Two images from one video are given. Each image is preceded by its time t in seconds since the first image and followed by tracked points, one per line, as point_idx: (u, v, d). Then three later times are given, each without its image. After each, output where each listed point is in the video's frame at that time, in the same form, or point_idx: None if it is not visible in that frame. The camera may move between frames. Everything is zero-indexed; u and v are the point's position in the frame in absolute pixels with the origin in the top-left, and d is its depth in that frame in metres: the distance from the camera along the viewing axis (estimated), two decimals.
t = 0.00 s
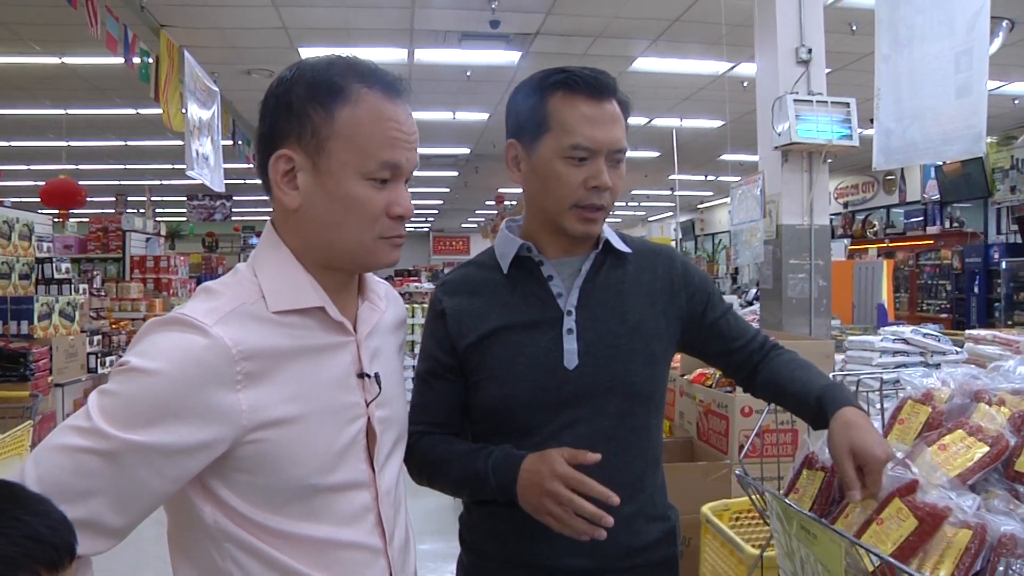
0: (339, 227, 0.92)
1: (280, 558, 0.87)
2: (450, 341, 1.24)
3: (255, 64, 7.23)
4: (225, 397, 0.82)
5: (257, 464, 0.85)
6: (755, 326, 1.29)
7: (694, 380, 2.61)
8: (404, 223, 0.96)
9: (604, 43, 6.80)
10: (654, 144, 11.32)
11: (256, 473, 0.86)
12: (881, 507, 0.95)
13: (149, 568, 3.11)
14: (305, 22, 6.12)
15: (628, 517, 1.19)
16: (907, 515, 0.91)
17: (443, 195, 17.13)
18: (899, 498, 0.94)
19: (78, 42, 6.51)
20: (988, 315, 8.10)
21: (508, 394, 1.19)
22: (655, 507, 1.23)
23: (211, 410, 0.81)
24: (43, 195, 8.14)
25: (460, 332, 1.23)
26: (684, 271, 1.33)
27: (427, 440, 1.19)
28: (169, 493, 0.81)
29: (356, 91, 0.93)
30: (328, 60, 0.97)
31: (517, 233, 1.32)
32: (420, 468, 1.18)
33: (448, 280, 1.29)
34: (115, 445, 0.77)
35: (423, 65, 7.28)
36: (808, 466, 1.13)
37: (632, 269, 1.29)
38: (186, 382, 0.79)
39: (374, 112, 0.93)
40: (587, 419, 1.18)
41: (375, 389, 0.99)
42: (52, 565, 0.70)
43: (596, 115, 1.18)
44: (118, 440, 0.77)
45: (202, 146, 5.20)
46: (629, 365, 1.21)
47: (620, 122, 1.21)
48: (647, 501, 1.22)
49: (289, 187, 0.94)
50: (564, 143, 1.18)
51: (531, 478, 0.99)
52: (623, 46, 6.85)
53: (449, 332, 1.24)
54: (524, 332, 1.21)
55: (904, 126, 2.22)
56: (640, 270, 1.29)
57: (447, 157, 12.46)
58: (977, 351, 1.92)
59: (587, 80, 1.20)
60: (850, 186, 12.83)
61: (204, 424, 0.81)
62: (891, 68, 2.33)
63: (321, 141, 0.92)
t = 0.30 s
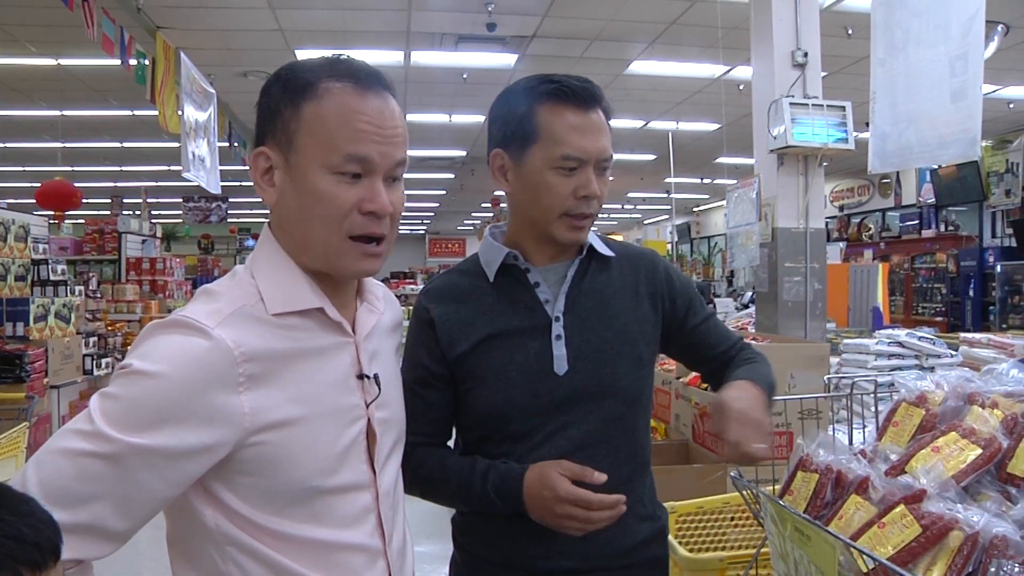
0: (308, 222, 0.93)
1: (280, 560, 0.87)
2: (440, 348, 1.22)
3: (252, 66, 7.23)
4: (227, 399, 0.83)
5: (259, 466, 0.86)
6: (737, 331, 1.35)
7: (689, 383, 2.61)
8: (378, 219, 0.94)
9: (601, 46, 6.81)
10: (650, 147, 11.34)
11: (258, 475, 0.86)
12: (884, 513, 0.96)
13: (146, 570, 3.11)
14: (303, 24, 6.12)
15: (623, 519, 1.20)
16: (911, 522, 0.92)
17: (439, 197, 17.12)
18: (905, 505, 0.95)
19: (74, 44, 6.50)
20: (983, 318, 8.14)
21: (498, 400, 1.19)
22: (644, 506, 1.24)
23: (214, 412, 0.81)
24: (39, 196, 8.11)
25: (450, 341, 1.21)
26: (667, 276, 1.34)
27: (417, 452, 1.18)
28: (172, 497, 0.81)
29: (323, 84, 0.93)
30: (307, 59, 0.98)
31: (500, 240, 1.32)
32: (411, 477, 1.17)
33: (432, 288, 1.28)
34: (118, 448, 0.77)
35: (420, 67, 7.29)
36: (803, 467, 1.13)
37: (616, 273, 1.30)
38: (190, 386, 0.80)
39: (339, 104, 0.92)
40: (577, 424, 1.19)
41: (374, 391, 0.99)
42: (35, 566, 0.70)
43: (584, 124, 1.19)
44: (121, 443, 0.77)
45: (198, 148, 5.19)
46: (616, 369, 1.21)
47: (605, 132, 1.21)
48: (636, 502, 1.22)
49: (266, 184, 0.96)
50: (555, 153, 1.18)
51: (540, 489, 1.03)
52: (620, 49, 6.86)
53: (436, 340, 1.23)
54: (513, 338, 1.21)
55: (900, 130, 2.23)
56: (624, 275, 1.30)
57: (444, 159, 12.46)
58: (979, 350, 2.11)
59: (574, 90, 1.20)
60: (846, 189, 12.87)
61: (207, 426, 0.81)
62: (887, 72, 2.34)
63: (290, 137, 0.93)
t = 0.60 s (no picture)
0: (344, 229, 0.93)
1: (280, 561, 0.87)
2: (435, 352, 1.21)
3: (251, 67, 7.23)
4: (233, 400, 0.82)
5: (263, 468, 0.85)
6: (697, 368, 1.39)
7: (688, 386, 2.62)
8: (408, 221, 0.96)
9: (600, 48, 6.81)
10: (649, 149, 11.35)
11: (262, 477, 0.86)
12: (885, 515, 0.96)
13: (144, 572, 3.09)
14: (302, 25, 6.12)
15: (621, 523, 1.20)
16: (913, 524, 0.92)
17: (438, 198, 17.12)
18: (907, 508, 0.95)
19: (72, 44, 6.50)
20: (981, 321, 8.15)
21: (494, 403, 1.19)
22: (639, 506, 1.24)
23: (219, 414, 0.81)
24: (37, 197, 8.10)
25: (445, 344, 1.21)
26: (655, 292, 1.33)
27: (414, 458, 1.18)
28: (176, 498, 0.81)
29: (351, 92, 0.94)
30: (320, 62, 0.97)
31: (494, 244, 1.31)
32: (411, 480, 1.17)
33: (427, 291, 1.26)
34: (123, 449, 0.77)
35: (419, 68, 7.29)
36: (803, 470, 1.13)
37: (608, 278, 1.29)
38: (196, 387, 0.80)
39: (371, 111, 0.93)
40: (573, 428, 1.19)
41: (377, 392, 0.99)
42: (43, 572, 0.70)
43: (577, 130, 1.19)
44: (126, 444, 0.77)
45: (197, 148, 5.18)
46: (611, 373, 1.21)
47: (598, 137, 1.21)
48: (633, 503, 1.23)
49: (292, 193, 0.94)
50: (548, 158, 1.18)
51: (544, 509, 1.02)
52: (619, 50, 6.86)
53: (432, 341, 1.21)
54: (509, 341, 1.20)
55: (898, 132, 2.23)
56: (617, 279, 1.30)
57: (443, 160, 12.46)
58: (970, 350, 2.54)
59: (565, 96, 1.20)
60: (844, 192, 12.89)
61: (212, 428, 0.81)
62: (886, 75, 2.34)
63: (321, 145, 0.92)
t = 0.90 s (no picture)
0: (332, 222, 0.93)
1: (282, 560, 0.86)
2: (435, 348, 1.21)
3: (250, 66, 7.22)
4: (236, 399, 0.82)
5: (265, 466, 0.85)
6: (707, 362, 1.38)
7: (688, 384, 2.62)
8: (399, 216, 0.95)
9: (599, 46, 6.81)
10: (648, 147, 11.35)
11: (265, 476, 0.85)
12: (886, 513, 0.96)
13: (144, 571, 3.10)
14: (301, 24, 6.13)
15: (621, 522, 1.20)
16: (914, 521, 0.92)
17: (436, 197, 17.13)
18: (909, 505, 0.95)
19: (71, 43, 6.49)
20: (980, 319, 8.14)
21: (494, 400, 1.18)
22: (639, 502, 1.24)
23: (223, 412, 0.81)
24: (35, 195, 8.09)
25: (445, 340, 1.20)
26: (654, 288, 1.34)
27: (412, 454, 1.17)
28: (179, 498, 0.81)
29: (342, 84, 0.93)
30: (316, 56, 0.98)
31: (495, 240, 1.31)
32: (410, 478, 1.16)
33: (427, 287, 1.26)
34: (126, 449, 0.77)
35: (418, 67, 7.29)
36: (805, 467, 1.12)
37: (608, 275, 1.29)
38: (200, 386, 0.79)
39: (362, 103, 0.93)
40: (575, 425, 1.19)
41: (379, 391, 0.99)
42: None
43: (570, 119, 1.18)
44: (129, 444, 0.77)
45: (197, 147, 5.16)
46: (611, 370, 1.21)
47: (593, 127, 1.20)
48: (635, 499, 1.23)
49: (283, 184, 0.94)
50: (538, 146, 1.18)
51: (542, 513, 1.02)
52: (619, 49, 6.86)
53: (433, 338, 1.21)
54: (511, 338, 1.20)
55: (898, 131, 2.23)
56: (616, 277, 1.30)
57: (442, 159, 12.46)
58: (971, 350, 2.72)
59: (561, 87, 1.20)
60: (843, 190, 12.90)
61: (216, 426, 0.81)
62: (886, 73, 2.34)
63: (311, 137, 0.92)
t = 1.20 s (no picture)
0: (330, 219, 0.92)
1: (282, 561, 0.86)
2: (446, 344, 1.20)
3: (249, 64, 7.21)
4: (235, 399, 0.82)
5: (265, 467, 0.85)
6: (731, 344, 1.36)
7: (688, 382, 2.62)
8: (399, 212, 0.95)
9: (598, 45, 6.81)
10: (647, 146, 11.34)
11: (265, 477, 0.85)
12: (890, 511, 0.95)
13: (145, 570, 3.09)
14: (300, 23, 6.12)
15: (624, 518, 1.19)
16: (918, 520, 0.92)
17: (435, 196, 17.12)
18: (913, 505, 0.95)
19: (71, 42, 6.48)
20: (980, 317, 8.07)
21: (505, 396, 1.18)
22: (648, 499, 1.24)
23: (223, 413, 0.81)
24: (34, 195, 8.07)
25: (456, 337, 1.20)
26: (663, 279, 1.33)
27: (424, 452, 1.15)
28: (179, 499, 0.80)
29: (339, 80, 0.93)
30: (312, 53, 0.97)
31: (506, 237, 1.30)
32: (415, 475, 1.13)
33: (436, 282, 1.26)
34: (125, 450, 0.76)
35: (417, 65, 7.27)
36: (807, 466, 1.12)
37: (618, 272, 1.29)
38: (199, 387, 0.79)
39: (359, 99, 0.92)
40: (585, 420, 1.18)
41: (378, 389, 0.99)
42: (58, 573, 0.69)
43: (573, 113, 1.18)
44: (128, 445, 0.76)
45: (195, 146, 5.15)
46: (619, 367, 1.21)
47: (599, 121, 1.19)
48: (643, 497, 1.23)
49: (281, 182, 0.94)
50: (539, 140, 1.19)
51: (563, 505, 1.00)
52: (618, 48, 6.85)
53: (444, 334, 1.21)
54: (520, 336, 1.19)
55: (898, 129, 2.23)
56: (624, 272, 1.30)
57: (441, 157, 12.44)
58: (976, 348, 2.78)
59: (565, 81, 1.19)
60: (842, 188, 12.91)
61: (215, 427, 0.80)
62: (885, 72, 2.33)
63: (309, 134, 0.92)
